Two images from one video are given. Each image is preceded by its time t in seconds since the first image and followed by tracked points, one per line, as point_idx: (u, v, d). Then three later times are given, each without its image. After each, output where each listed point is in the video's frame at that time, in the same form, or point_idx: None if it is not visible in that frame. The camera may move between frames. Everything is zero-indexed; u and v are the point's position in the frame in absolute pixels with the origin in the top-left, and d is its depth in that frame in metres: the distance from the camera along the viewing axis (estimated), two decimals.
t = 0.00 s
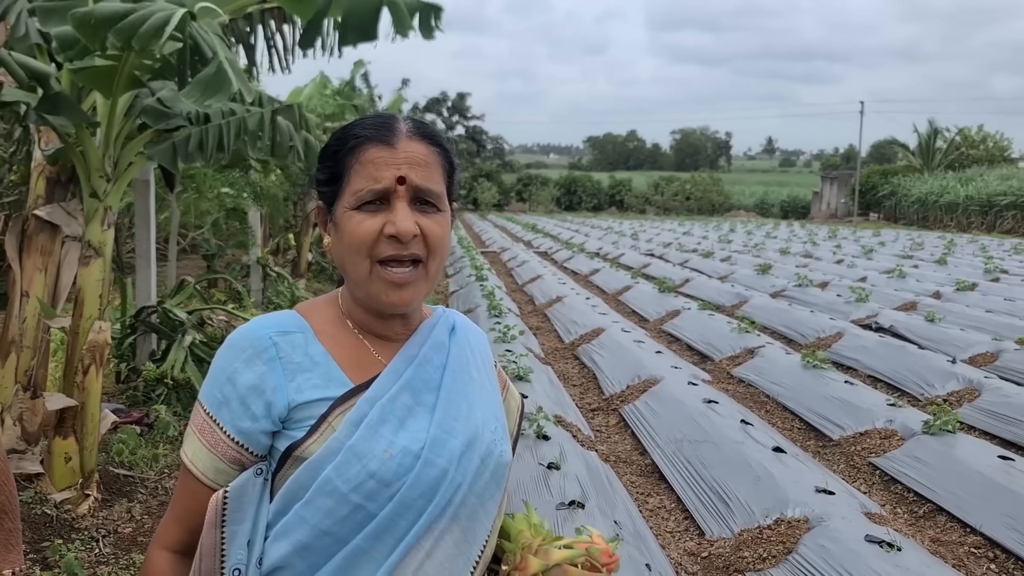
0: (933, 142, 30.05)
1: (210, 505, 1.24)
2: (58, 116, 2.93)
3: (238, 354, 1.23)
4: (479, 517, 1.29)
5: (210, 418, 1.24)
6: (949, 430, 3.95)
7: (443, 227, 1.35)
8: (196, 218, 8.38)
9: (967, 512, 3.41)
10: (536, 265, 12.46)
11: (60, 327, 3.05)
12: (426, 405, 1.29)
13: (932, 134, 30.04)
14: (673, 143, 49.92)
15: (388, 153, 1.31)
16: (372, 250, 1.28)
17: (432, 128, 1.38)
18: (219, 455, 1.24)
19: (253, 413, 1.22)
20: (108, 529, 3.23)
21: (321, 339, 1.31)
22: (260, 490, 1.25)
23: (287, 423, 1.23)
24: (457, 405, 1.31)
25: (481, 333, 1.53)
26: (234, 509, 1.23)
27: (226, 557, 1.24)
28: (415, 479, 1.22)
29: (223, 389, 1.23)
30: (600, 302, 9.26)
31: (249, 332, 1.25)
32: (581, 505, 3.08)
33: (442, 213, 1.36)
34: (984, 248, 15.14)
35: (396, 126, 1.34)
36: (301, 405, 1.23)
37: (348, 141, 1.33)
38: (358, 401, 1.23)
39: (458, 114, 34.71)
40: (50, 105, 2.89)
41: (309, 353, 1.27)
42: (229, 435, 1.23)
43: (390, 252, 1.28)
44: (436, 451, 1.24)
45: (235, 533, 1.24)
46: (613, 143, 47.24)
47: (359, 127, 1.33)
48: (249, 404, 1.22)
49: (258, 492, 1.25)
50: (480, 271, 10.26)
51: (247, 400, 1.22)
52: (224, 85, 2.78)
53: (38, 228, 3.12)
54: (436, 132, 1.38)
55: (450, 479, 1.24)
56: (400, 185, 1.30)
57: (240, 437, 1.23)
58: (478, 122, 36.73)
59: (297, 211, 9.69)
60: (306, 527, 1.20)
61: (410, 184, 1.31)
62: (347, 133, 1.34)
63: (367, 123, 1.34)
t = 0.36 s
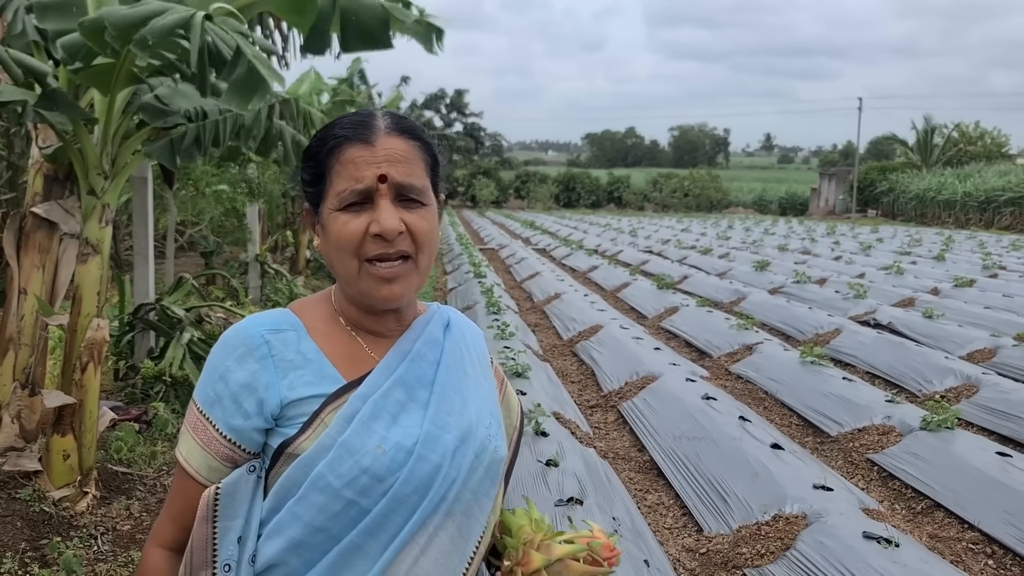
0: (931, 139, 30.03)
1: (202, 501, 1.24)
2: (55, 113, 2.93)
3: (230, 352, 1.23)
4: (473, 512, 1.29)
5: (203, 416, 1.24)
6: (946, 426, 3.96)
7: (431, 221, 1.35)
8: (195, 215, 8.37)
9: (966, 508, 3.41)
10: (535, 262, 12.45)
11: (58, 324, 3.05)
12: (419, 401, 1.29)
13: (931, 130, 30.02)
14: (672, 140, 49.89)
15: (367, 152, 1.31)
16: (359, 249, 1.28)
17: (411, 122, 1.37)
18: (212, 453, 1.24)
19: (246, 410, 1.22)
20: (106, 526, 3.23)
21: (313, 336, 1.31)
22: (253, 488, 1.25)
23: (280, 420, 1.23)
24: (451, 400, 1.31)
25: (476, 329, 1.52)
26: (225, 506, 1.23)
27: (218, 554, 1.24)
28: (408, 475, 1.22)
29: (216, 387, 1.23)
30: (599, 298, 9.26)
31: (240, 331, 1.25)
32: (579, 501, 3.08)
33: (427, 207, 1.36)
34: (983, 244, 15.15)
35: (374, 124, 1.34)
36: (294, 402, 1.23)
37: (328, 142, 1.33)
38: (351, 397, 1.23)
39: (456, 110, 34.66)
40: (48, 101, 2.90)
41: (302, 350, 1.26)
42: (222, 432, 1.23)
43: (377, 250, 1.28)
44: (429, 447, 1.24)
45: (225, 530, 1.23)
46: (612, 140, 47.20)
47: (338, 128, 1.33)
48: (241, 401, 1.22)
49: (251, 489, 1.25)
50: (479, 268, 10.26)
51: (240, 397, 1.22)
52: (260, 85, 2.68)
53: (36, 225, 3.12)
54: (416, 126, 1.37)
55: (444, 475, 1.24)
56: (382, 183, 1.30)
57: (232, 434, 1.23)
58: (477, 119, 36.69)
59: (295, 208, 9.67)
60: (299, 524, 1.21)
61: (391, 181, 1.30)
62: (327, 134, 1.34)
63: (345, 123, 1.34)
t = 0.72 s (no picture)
0: (932, 134, 29.97)
1: (211, 505, 1.25)
2: (56, 108, 2.92)
3: (228, 352, 1.23)
4: (478, 506, 1.29)
5: (202, 417, 1.24)
6: (947, 422, 3.95)
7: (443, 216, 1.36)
8: (194, 211, 8.36)
9: (967, 504, 3.42)
10: (535, 258, 12.45)
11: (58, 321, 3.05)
12: (420, 397, 1.29)
13: (931, 126, 29.97)
14: (672, 136, 49.81)
15: (390, 148, 1.30)
16: (382, 245, 1.27)
17: (423, 119, 1.38)
18: (212, 454, 1.24)
19: (245, 411, 1.21)
20: (107, 522, 3.23)
21: (311, 334, 1.30)
22: (256, 488, 1.25)
23: (280, 420, 1.23)
24: (452, 395, 1.30)
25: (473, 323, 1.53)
26: (232, 509, 1.23)
27: (229, 557, 1.24)
28: (412, 471, 1.21)
29: (214, 388, 1.23)
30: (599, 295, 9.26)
31: (237, 331, 1.24)
32: (580, 497, 3.08)
33: (440, 203, 1.37)
34: (983, 240, 15.13)
35: (389, 119, 1.33)
36: (294, 401, 1.22)
37: (345, 136, 1.30)
38: (351, 395, 1.23)
39: (456, 106, 34.62)
40: (48, 97, 2.89)
41: (301, 349, 1.26)
42: (221, 433, 1.23)
43: (401, 246, 1.28)
44: (431, 442, 1.24)
45: (236, 534, 1.23)
46: (612, 136, 47.16)
47: (354, 122, 1.31)
48: (240, 402, 1.21)
49: (255, 490, 1.25)
50: (479, 264, 10.26)
51: (238, 398, 1.21)
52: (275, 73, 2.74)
53: (36, 222, 3.12)
54: (428, 123, 1.38)
55: (447, 470, 1.24)
56: (405, 179, 1.29)
57: (231, 435, 1.22)
58: (477, 115, 36.63)
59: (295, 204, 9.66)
60: (304, 523, 1.20)
61: (414, 177, 1.30)
62: (340, 128, 1.31)
63: (359, 116, 1.32)
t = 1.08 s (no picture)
0: (934, 129, 29.90)
1: (221, 504, 1.25)
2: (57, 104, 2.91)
3: (232, 349, 1.22)
4: (483, 500, 1.29)
5: (206, 414, 1.23)
6: (949, 417, 3.95)
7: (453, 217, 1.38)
8: (195, 207, 8.35)
9: (968, 499, 3.42)
10: (536, 254, 12.45)
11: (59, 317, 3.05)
12: (425, 392, 1.29)
13: (933, 121, 29.90)
14: (673, 131, 49.72)
15: (408, 149, 1.29)
16: (397, 245, 1.27)
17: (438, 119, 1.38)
18: (217, 451, 1.24)
19: (251, 407, 1.21)
20: (109, 518, 3.23)
21: (315, 330, 1.30)
22: (264, 485, 1.25)
23: (285, 416, 1.23)
24: (455, 389, 1.30)
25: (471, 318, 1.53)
26: (242, 507, 1.24)
27: (242, 554, 1.24)
28: (419, 467, 1.21)
29: (218, 385, 1.22)
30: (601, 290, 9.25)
31: (241, 327, 1.23)
32: (581, 492, 3.08)
33: (450, 204, 1.38)
34: (985, 234, 15.12)
35: (407, 118, 1.32)
36: (300, 398, 1.22)
37: (363, 134, 1.29)
38: (357, 391, 1.23)
39: (457, 102, 34.57)
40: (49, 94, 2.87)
41: (305, 345, 1.26)
42: (226, 430, 1.23)
43: (414, 246, 1.28)
44: (437, 437, 1.24)
45: (246, 532, 1.24)
46: (613, 131, 47.09)
47: (372, 119, 1.30)
48: (246, 398, 1.21)
49: (263, 487, 1.25)
50: (480, 260, 10.26)
51: (244, 395, 1.21)
52: (261, 67, 2.77)
53: (37, 218, 3.11)
54: (441, 123, 1.38)
55: (453, 465, 1.24)
56: (422, 181, 1.29)
57: (237, 432, 1.22)
58: (477, 110, 36.58)
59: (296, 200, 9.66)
60: (311, 519, 1.20)
61: (431, 178, 1.31)
62: (358, 125, 1.30)
63: (377, 113, 1.31)
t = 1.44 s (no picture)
0: (934, 126, 29.89)
1: (211, 499, 1.24)
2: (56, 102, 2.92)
3: (229, 345, 1.22)
4: (477, 498, 1.30)
5: (202, 410, 1.24)
6: (950, 414, 3.95)
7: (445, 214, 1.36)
8: (196, 206, 8.36)
9: (968, 496, 3.41)
10: (536, 252, 12.45)
11: (59, 316, 3.05)
12: (421, 390, 1.29)
13: (933, 118, 29.87)
14: (674, 129, 49.68)
15: (395, 142, 1.29)
16: (378, 238, 1.27)
17: (433, 116, 1.37)
18: (212, 447, 1.24)
19: (247, 403, 1.21)
20: (110, 516, 3.24)
21: (311, 326, 1.30)
22: (256, 483, 1.24)
23: (282, 412, 1.23)
24: (451, 388, 1.31)
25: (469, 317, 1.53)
26: (233, 503, 1.22)
27: (230, 551, 1.23)
28: (414, 464, 1.22)
29: (215, 380, 1.22)
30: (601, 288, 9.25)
31: (237, 322, 1.24)
32: (581, 490, 3.09)
33: (443, 199, 1.36)
34: (986, 232, 15.12)
35: (399, 112, 1.32)
36: (296, 394, 1.23)
37: (353, 127, 1.30)
38: (354, 388, 1.23)
39: (458, 100, 34.56)
40: (49, 92, 2.88)
41: (302, 342, 1.26)
42: (222, 425, 1.23)
43: (396, 239, 1.28)
44: (433, 435, 1.24)
45: (237, 527, 1.23)
46: (613, 129, 47.08)
47: (364, 113, 1.31)
48: (243, 394, 1.21)
49: (255, 485, 1.24)
50: (480, 258, 10.26)
51: (240, 390, 1.21)
52: (269, 79, 2.76)
53: (37, 217, 3.11)
54: (437, 119, 1.37)
55: (449, 463, 1.24)
56: (408, 175, 1.29)
57: (234, 428, 1.22)
58: (478, 108, 36.57)
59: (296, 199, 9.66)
60: (307, 516, 1.20)
61: (418, 174, 1.30)
62: (349, 118, 1.31)
63: (370, 107, 1.32)
